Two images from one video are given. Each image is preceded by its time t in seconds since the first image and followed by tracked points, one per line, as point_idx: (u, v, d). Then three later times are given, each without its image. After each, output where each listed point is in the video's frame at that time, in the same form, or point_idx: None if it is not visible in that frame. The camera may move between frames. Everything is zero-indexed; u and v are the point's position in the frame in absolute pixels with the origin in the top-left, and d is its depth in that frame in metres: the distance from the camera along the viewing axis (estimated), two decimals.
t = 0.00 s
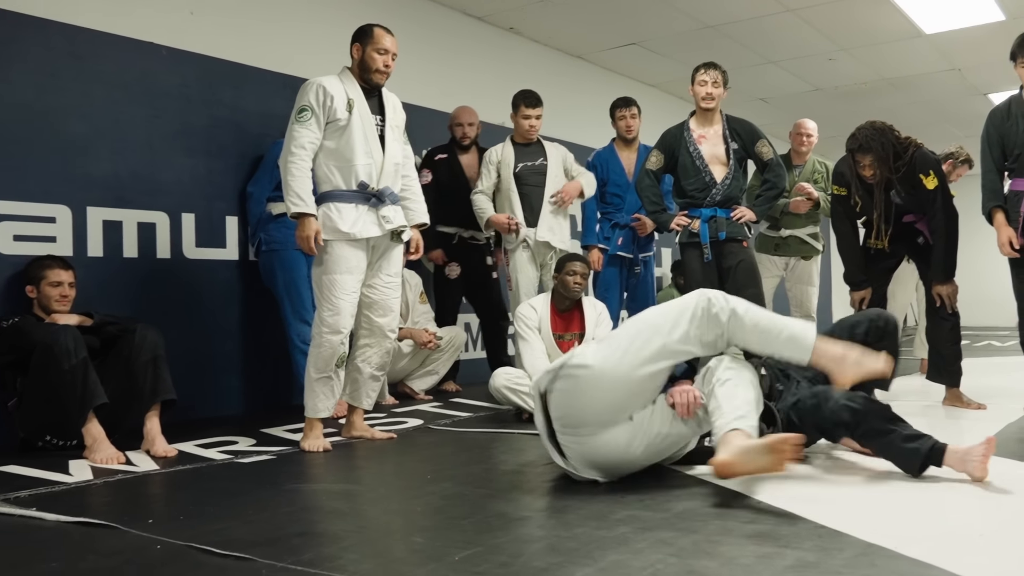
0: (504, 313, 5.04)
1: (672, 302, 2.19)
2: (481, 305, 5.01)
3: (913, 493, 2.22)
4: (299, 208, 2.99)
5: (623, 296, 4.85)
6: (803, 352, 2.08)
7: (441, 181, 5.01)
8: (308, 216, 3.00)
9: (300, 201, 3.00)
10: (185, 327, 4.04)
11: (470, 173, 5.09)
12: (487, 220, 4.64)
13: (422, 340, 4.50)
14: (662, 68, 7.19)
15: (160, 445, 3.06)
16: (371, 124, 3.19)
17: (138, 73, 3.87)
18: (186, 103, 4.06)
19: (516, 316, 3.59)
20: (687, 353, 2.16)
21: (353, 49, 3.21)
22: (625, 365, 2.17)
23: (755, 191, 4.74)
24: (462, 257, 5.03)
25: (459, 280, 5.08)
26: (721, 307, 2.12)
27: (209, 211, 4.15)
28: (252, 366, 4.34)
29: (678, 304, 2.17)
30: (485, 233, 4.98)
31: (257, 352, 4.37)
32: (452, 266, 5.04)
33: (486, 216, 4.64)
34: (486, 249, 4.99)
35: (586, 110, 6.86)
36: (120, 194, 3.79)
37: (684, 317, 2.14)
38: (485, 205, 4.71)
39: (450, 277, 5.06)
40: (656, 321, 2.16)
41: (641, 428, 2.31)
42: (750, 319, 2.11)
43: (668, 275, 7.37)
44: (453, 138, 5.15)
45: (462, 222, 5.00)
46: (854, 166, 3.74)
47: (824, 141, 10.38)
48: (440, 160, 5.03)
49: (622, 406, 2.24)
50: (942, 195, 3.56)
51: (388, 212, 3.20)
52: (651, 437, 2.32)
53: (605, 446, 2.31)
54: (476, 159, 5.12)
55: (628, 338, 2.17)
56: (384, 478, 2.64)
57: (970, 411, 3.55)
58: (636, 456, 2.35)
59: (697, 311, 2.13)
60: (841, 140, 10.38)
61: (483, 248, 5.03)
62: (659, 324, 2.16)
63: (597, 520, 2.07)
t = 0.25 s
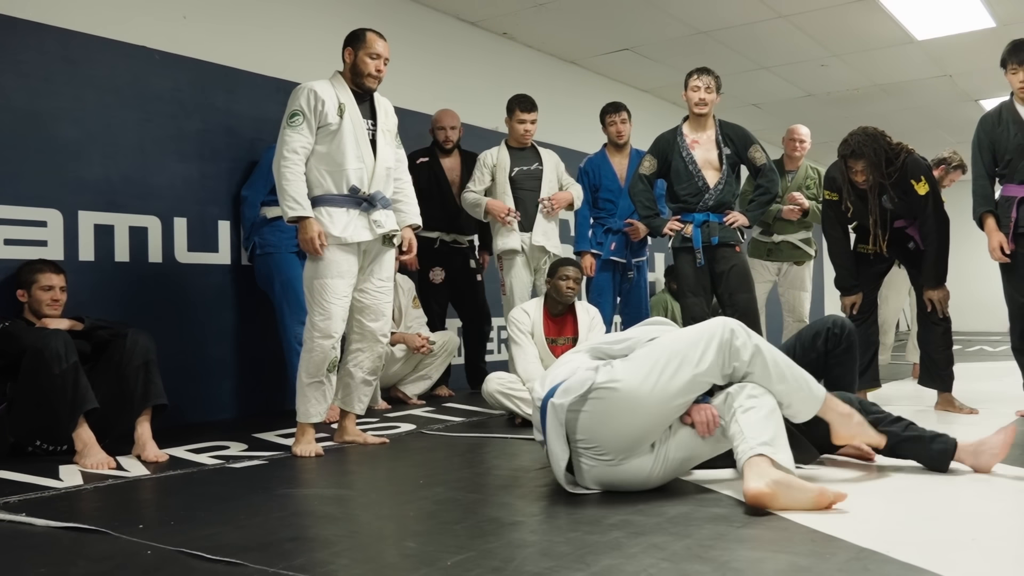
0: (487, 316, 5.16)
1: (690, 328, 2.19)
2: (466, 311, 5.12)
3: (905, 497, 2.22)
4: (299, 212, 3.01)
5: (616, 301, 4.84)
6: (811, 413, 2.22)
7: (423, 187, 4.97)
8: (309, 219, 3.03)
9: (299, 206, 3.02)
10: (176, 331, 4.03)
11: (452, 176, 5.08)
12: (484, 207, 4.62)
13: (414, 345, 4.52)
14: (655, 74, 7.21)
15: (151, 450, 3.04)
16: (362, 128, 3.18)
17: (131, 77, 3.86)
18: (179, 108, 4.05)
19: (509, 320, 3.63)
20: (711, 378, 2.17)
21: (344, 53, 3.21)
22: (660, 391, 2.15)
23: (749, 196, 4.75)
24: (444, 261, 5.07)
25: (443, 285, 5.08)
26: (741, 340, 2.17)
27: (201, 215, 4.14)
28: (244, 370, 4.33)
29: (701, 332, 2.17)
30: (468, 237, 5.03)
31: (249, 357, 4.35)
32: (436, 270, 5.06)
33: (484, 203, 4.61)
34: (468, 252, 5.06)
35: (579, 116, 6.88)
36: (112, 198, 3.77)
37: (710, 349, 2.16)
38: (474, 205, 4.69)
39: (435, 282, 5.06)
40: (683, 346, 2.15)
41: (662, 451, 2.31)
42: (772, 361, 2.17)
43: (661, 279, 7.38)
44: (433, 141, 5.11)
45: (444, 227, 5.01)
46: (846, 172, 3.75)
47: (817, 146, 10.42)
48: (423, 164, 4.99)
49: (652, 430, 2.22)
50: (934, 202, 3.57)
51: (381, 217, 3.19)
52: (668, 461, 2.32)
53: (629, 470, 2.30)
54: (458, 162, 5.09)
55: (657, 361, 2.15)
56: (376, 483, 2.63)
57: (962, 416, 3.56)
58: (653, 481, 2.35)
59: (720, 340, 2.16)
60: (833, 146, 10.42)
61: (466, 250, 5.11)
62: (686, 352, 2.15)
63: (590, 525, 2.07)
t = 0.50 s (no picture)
0: (481, 318, 5.15)
1: (690, 323, 2.22)
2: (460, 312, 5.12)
3: (903, 500, 2.22)
4: (285, 215, 3.00)
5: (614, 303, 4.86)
6: (803, 395, 2.21)
7: (417, 188, 4.96)
8: (294, 224, 3.01)
9: (288, 208, 3.00)
10: (174, 334, 4.02)
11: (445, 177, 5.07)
12: (489, 207, 4.60)
13: (412, 347, 4.50)
14: (653, 77, 7.22)
15: (148, 453, 3.04)
16: (360, 131, 3.18)
17: (129, 80, 3.86)
18: (176, 110, 4.04)
19: (507, 322, 3.63)
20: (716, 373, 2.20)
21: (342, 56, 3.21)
22: (676, 388, 2.15)
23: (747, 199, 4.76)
24: (439, 263, 5.07)
25: (439, 288, 5.09)
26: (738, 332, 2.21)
27: (198, 217, 4.13)
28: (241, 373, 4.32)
29: (699, 327, 2.20)
30: (463, 238, 5.03)
31: (246, 359, 4.34)
32: (433, 272, 5.06)
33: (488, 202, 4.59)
34: (463, 253, 5.07)
35: (577, 118, 6.88)
36: (110, 200, 3.77)
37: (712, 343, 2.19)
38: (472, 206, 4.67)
39: (431, 284, 5.06)
40: (689, 340, 2.18)
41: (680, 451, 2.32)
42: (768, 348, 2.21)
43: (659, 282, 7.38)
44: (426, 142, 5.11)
45: (439, 230, 5.02)
46: (844, 176, 3.74)
47: (814, 149, 10.43)
48: (416, 165, 4.99)
49: (666, 428, 2.22)
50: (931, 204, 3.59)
51: (380, 219, 3.19)
52: (680, 468, 2.33)
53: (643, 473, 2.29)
54: (452, 163, 5.08)
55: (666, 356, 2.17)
56: (374, 486, 2.62)
57: (960, 419, 3.56)
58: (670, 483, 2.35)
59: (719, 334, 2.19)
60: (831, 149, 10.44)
61: (460, 252, 5.11)
62: (692, 347, 2.17)
63: (588, 528, 2.07)
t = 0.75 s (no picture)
0: (480, 317, 5.14)
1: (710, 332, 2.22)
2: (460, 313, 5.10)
3: (901, 503, 2.23)
4: (285, 218, 2.99)
5: (612, 306, 4.87)
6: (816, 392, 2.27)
7: (413, 191, 4.96)
8: (291, 226, 3.00)
9: (287, 211, 2.99)
10: (171, 335, 4.01)
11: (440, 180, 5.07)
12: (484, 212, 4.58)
13: (410, 350, 4.49)
14: (650, 80, 7.22)
15: (145, 455, 3.03)
16: (358, 132, 3.18)
17: (127, 81, 3.86)
18: (174, 112, 4.04)
19: (505, 325, 3.63)
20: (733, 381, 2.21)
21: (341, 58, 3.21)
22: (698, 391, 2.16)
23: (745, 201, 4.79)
24: (436, 265, 5.08)
25: (436, 290, 5.11)
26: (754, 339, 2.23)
27: (195, 219, 4.13)
28: (238, 374, 4.31)
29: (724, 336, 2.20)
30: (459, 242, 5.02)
31: (244, 361, 4.34)
32: (429, 275, 5.07)
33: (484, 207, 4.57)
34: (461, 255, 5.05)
35: (575, 121, 6.89)
36: (107, 201, 3.76)
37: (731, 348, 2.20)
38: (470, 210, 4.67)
39: (427, 287, 5.08)
40: (710, 348, 2.18)
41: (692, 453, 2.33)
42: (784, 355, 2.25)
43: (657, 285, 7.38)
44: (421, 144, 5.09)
45: (435, 232, 5.02)
46: (842, 179, 3.73)
47: (812, 152, 10.44)
48: (411, 167, 4.96)
49: (687, 431, 2.23)
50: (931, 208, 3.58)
51: (378, 220, 3.20)
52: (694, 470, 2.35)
53: (657, 474, 2.31)
54: (447, 166, 5.09)
55: (687, 363, 2.17)
56: (372, 488, 2.62)
57: (957, 422, 3.57)
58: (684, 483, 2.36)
59: (740, 344, 2.21)
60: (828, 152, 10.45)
61: (459, 254, 5.09)
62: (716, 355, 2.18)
63: (585, 530, 2.07)
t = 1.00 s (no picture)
0: (474, 318, 5.19)
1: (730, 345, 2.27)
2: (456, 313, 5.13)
3: (898, 506, 2.23)
4: (286, 219, 2.99)
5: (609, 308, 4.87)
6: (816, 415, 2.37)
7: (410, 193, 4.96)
8: (295, 226, 3.00)
9: (286, 213, 2.99)
10: (167, 336, 4.00)
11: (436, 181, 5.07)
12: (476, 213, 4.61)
13: (406, 351, 4.49)
14: (647, 82, 7.23)
15: (141, 456, 3.03)
16: (356, 134, 3.18)
17: (124, 82, 3.85)
18: (171, 112, 4.04)
19: (501, 326, 3.62)
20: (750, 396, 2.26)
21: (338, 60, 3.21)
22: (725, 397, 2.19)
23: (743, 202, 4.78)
24: (434, 267, 5.07)
25: (433, 292, 5.10)
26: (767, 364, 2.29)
27: (192, 220, 4.12)
28: (234, 375, 4.30)
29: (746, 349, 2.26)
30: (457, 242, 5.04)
31: (240, 362, 4.33)
32: (427, 277, 5.05)
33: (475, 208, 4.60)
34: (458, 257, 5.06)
35: (572, 123, 6.89)
36: (103, 201, 3.75)
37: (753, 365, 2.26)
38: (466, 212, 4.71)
39: (425, 289, 5.06)
40: (736, 359, 2.23)
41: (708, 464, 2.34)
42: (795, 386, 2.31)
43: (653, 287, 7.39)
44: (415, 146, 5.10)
45: (433, 234, 5.02)
46: (839, 182, 3.75)
47: (808, 155, 10.45)
48: (406, 169, 4.97)
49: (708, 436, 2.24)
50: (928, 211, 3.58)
51: (376, 220, 3.19)
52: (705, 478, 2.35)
53: (668, 480, 2.30)
54: (442, 167, 5.08)
55: (715, 371, 2.19)
56: (368, 490, 2.61)
57: (953, 425, 3.57)
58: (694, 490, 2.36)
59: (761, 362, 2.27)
60: (825, 155, 10.47)
61: (456, 256, 5.11)
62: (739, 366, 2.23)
63: (582, 532, 2.06)
